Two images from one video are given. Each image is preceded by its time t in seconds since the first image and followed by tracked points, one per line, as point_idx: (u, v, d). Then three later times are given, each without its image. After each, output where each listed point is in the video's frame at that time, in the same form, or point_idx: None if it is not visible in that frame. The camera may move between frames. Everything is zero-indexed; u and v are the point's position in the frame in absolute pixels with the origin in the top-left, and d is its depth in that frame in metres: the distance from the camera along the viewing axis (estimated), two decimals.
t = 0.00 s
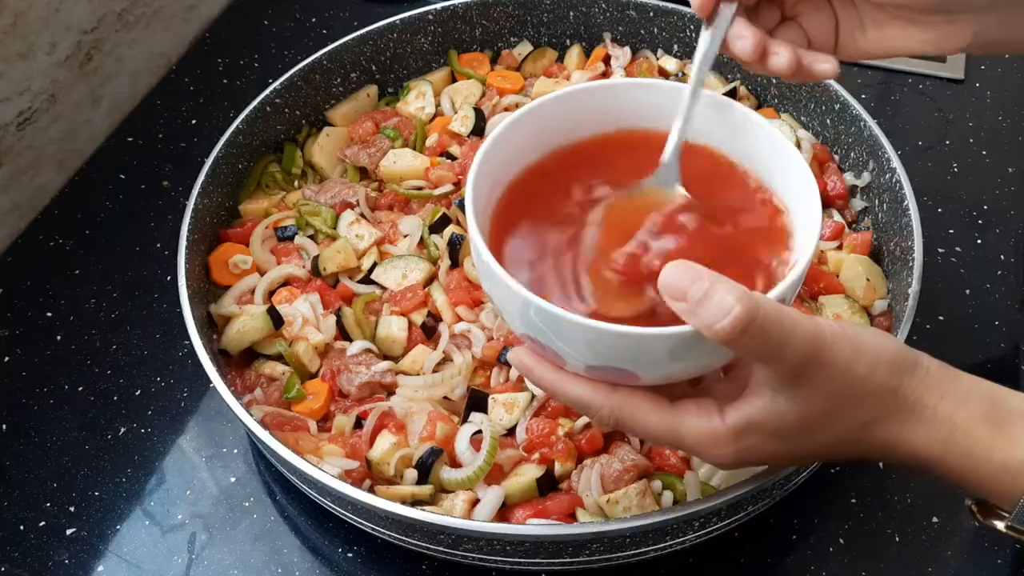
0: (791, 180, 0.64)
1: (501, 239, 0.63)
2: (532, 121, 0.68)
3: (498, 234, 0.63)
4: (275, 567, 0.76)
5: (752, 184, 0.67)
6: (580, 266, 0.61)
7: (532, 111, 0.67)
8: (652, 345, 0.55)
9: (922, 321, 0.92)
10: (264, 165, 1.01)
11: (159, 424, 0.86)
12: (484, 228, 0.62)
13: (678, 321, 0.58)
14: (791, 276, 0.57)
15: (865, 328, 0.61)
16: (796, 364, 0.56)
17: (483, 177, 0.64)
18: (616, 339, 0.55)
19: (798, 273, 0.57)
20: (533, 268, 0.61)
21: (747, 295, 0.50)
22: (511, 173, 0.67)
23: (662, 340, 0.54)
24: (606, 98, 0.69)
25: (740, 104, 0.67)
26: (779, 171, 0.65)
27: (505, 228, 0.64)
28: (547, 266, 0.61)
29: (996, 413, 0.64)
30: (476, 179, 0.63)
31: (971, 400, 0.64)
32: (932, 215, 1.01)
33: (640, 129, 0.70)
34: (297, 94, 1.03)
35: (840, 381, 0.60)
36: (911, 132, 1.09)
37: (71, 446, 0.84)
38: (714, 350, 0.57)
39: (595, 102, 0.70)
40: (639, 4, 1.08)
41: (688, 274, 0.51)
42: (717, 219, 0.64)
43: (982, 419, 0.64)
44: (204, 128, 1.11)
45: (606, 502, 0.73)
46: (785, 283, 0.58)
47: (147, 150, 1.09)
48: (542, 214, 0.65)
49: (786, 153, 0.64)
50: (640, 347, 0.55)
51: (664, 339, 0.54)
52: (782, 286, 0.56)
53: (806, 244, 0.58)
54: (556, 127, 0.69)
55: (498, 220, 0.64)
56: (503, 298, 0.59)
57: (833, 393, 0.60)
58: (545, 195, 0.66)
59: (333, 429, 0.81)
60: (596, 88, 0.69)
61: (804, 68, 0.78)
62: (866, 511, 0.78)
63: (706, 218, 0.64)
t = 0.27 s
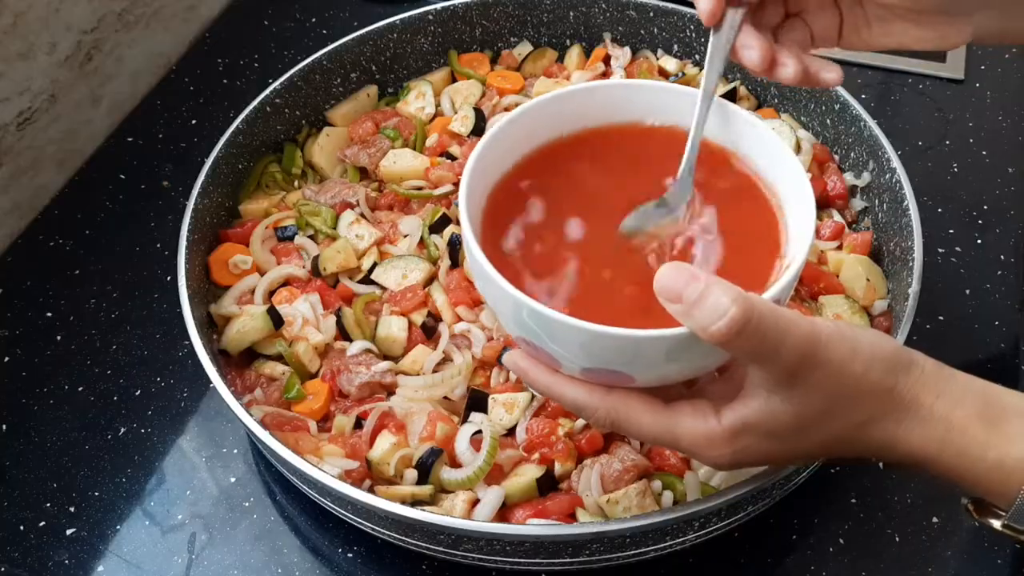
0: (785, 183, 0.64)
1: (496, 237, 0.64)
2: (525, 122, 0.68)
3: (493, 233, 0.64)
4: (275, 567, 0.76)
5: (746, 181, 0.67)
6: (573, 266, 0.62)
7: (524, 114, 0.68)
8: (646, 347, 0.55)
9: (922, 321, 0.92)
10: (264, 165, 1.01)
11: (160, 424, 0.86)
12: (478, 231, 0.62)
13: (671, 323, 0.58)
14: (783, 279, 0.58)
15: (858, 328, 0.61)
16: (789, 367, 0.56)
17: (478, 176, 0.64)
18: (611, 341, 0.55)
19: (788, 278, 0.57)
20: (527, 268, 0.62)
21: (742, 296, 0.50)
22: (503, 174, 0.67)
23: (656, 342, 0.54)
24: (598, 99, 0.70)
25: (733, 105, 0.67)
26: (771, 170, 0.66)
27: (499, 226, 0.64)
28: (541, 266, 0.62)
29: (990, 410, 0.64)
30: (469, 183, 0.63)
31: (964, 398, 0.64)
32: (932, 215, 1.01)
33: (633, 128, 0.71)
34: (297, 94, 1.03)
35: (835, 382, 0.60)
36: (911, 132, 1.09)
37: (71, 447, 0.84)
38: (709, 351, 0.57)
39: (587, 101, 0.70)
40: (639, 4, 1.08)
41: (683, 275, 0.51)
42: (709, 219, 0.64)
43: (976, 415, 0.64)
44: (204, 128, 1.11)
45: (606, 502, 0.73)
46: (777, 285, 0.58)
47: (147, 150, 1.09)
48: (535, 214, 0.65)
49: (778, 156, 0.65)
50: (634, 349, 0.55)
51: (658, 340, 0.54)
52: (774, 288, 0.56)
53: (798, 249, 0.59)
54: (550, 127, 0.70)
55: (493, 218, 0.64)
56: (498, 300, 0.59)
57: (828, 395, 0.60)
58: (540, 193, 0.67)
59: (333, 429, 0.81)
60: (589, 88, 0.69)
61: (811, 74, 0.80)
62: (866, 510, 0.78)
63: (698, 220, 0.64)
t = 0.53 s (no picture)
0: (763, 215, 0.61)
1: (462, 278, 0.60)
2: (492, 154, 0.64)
3: (458, 273, 0.60)
4: (275, 567, 0.76)
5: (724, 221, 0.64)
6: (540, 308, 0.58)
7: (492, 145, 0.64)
8: (611, 396, 0.52)
9: (922, 321, 0.92)
10: (264, 165, 1.01)
11: (160, 424, 0.86)
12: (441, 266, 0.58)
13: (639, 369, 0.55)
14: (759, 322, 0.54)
15: (824, 422, 0.60)
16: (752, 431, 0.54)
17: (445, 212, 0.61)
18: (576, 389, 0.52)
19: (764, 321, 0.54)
20: (492, 310, 0.58)
21: (718, 374, 0.48)
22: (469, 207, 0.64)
23: (622, 391, 0.52)
24: (570, 128, 0.66)
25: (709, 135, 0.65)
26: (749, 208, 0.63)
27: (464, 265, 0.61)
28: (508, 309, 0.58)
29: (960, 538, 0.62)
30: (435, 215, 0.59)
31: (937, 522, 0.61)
32: (932, 215, 1.01)
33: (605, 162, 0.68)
34: (297, 94, 1.03)
35: (792, 457, 0.57)
36: (911, 132, 1.09)
37: (71, 447, 0.84)
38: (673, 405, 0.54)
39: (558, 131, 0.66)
40: (639, 4, 1.08)
41: (659, 340, 0.47)
42: (687, 259, 0.61)
43: (948, 551, 0.60)
44: (204, 128, 1.11)
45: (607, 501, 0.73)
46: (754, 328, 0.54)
47: (147, 150, 1.09)
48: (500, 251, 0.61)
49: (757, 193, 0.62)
50: (599, 400, 0.53)
51: (624, 390, 0.51)
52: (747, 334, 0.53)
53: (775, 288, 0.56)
54: (519, 158, 0.66)
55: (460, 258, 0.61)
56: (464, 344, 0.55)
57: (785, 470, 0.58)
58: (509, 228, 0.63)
59: (333, 429, 0.81)
60: (560, 117, 0.66)
61: (816, 83, 0.85)
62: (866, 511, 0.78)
63: (673, 261, 0.61)
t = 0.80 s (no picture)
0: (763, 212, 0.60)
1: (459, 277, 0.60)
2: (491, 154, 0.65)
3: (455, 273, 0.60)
4: (275, 567, 0.76)
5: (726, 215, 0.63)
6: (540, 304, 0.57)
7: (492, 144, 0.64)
8: (608, 395, 0.52)
9: (922, 321, 0.92)
10: (264, 165, 1.01)
11: (160, 424, 0.86)
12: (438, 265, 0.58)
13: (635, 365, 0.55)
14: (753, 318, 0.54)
15: (820, 421, 0.59)
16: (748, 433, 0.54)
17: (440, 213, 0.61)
18: (572, 388, 0.52)
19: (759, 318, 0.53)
20: (490, 307, 0.58)
21: (711, 373, 0.48)
22: (470, 208, 0.64)
23: (619, 389, 0.52)
24: (571, 127, 0.66)
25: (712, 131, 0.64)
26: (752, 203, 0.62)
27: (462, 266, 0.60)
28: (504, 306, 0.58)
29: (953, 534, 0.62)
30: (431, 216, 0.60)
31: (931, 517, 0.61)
32: (932, 215, 1.01)
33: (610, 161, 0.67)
34: (297, 94, 1.03)
35: (788, 458, 0.57)
36: (911, 132, 1.09)
37: (71, 446, 0.84)
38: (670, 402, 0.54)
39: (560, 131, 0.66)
40: (640, 4, 1.08)
41: (653, 341, 0.47)
42: (687, 253, 0.60)
43: (943, 544, 0.61)
44: (204, 128, 1.11)
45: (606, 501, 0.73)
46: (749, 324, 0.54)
47: (147, 150, 1.09)
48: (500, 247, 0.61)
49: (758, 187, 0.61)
50: (597, 398, 0.53)
51: (621, 388, 0.51)
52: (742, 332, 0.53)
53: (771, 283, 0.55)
54: (517, 158, 0.66)
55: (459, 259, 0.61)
56: (462, 345, 0.55)
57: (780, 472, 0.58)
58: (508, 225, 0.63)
59: (333, 429, 0.81)
60: (561, 116, 0.66)
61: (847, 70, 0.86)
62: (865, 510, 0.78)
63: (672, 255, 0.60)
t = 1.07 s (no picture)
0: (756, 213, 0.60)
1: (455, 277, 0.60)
2: (488, 154, 0.65)
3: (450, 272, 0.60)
4: (275, 567, 0.76)
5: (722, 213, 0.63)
6: (537, 305, 0.58)
7: (488, 144, 0.64)
8: (604, 392, 0.52)
9: (922, 321, 0.92)
10: (264, 166, 1.01)
11: (160, 424, 0.86)
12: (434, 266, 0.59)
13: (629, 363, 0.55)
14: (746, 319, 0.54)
15: (813, 416, 0.60)
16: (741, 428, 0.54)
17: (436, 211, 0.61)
18: (568, 387, 0.52)
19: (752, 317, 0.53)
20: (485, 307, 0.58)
21: (704, 369, 0.48)
22: (466, 208, 0.64)
23: (615, 387, 0.52)
24: (568, 128, 0.66)
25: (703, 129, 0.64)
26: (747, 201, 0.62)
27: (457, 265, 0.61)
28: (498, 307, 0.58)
29: (948, 529, 0.62)
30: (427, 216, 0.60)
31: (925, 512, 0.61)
32: (932, 215, 1.01)
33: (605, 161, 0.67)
34: (297, 94, 1.03)
35: (781, 455, 0.58)
36: (911, 132, 1.09)
37: (71, 446, 0.84)
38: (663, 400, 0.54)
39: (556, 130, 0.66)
40: (639, 4, 1.08)
41: (646, 339, 0.47)
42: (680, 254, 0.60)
43: (938, 538, 0.61)
44: (204, 128, 1.11)
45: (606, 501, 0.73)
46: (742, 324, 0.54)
47: (147, 150, 1.09)
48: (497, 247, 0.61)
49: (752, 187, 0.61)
50: (593, 396, 0.53)
51: (617, 386, 0.51)
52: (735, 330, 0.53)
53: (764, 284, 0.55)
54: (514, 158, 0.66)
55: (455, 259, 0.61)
56: (457, 345, 0.55)
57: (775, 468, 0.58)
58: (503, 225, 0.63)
59: (333, 429, 0.81)
60: (557, 116, 0.66)
61: (809, 108, 0.85)
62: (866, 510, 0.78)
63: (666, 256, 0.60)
